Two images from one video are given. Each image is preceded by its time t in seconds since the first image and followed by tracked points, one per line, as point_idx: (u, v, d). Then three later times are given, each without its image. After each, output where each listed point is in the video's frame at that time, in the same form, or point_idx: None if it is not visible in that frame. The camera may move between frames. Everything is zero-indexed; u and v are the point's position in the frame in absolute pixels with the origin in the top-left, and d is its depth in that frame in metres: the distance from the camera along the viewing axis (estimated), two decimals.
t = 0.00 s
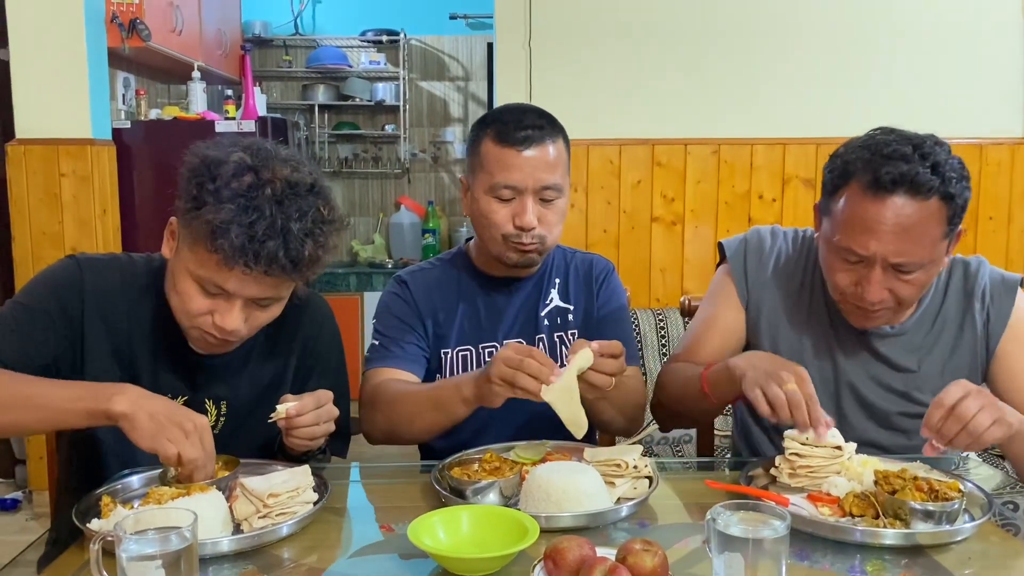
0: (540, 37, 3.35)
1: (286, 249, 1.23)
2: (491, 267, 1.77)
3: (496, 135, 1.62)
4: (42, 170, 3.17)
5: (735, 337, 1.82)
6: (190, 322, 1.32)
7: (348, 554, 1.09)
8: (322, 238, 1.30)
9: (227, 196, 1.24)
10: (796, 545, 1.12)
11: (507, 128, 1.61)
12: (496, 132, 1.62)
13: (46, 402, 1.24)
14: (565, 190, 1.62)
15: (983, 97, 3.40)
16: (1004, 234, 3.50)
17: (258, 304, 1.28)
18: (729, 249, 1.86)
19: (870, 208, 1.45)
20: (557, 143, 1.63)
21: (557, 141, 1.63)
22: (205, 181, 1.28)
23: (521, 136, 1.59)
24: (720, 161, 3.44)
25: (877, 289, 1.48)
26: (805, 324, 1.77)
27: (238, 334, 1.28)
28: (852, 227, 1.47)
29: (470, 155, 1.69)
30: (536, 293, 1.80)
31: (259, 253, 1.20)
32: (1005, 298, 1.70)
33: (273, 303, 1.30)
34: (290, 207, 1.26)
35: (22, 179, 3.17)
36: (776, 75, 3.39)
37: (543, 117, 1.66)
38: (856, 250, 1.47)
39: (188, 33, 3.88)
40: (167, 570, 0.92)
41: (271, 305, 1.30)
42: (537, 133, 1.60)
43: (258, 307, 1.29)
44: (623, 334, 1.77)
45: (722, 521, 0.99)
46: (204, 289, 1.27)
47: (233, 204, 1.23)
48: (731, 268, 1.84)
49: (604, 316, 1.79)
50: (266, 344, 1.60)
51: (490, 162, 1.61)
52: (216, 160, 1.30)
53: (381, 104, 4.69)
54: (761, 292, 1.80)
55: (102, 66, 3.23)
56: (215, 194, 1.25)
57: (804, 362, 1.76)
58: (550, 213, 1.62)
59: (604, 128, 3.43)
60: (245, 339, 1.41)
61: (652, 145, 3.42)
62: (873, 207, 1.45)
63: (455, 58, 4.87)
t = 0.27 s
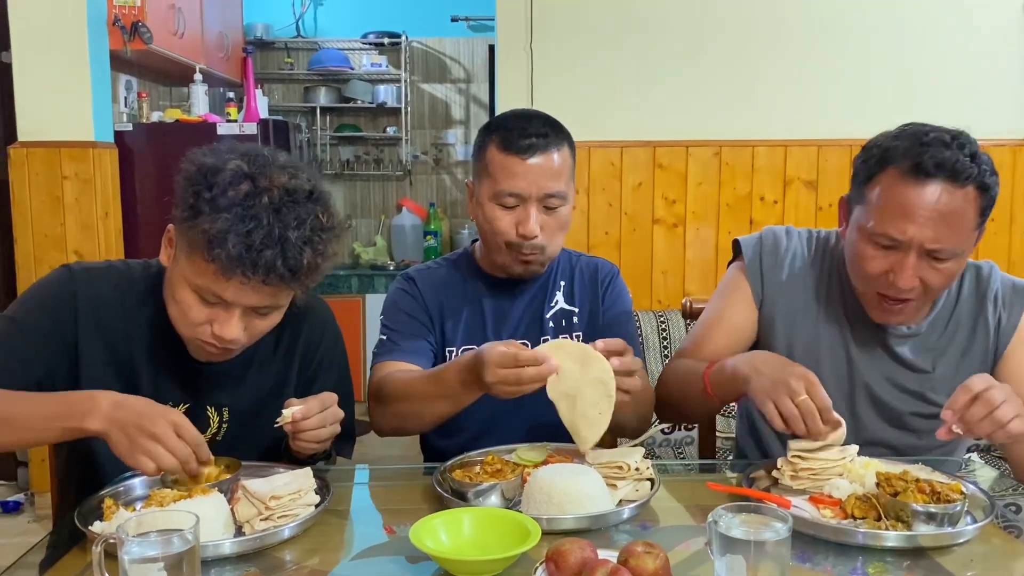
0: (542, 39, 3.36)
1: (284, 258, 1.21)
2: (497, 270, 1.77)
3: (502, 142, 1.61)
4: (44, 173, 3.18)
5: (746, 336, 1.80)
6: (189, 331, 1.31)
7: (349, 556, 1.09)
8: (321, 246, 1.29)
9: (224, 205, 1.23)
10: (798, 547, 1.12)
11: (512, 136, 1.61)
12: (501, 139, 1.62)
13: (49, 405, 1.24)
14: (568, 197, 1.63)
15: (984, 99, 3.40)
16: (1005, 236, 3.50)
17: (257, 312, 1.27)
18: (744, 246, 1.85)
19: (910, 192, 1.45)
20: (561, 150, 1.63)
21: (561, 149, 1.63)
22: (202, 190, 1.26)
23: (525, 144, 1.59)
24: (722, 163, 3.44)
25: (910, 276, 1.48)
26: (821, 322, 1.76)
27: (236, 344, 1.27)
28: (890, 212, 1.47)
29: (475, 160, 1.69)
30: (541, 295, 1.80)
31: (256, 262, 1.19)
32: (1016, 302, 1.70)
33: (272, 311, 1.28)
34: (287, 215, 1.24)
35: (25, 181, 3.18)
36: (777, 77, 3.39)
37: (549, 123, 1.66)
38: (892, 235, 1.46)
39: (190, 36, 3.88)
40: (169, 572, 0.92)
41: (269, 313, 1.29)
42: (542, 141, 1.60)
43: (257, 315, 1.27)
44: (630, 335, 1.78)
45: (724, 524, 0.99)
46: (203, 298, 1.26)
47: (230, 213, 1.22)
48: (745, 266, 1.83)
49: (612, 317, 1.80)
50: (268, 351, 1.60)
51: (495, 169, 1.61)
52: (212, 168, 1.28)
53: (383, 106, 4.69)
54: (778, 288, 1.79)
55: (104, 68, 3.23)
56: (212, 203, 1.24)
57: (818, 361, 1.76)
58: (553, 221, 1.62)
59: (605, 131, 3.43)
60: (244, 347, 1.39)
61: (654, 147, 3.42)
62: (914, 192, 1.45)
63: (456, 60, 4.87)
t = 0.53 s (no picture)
0: (543, 40, 3.36)
1: (273, 274, 1.17)
2: (502, 270, 1.78)
3: (509, 142, 1.61)
4: (46, 175, 3.18)
5: (750, 333, 1.80)
6: (177, 345, 1.27)
7: (350, 558, 1.09)
8: (312, 260, 1.24)
9: (212, 217, 1.17)
10: (799, 548, 1.12)
11: (519, 136, 1.61)
12: (509, 140, 1.62)
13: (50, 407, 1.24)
14: (574, 198, 1.63)
15: (985, 101, 3.40)
16: (1006, 237, 3.50)
17: (246, 328, 1.22)
18: (749, 245, 1.86)
19: (915, 182, 1.46)
20: (568, 151, 1.63)
21: (568, 150, 1.63)
22: (189, 202, 1.20)
23: (533, 144, 1.59)
24: (723, 164, 3.44)
25: (913, 267, 1.48)
26: (826, 319, 1.76)
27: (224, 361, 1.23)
28: (894, 202, 1.47)
29: (482, 161, 1.70)
30: (545, 295, 1.80)
31: (243, 278, 1.14)
32: (1018, 303, 1.71)
33: (262, 326, 1.24)
34: (277, 229, 1.19)
35: (26, 183, 3.18)
36: (778, 79, 3.39)
37: (555, 124, 1.66)
38: (895, 224, 1.47)
39: (191, 38, 3.89)
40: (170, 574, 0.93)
41: (259, 329, 1.25)
42: (549, 142, 1.60)
43: (246, 331, 1.23)
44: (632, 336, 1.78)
45: (724, 525, 0.99)
46: (189, 313, 1.21)
47: (217, 226, 1.16)
48: (750, 265, 1.84)
49: (614, 319, 1.80)
50: (262, 362, 1.57)
51: (502, 168, 1.62)
52: (201, 178, 1.21)
53: (384, 108, 4.69)
54: (784, 287, 1.79)
55: (106, 70, 3.24)
56: (199, 215, 1.18)
57: (822, 359, 1.75)
58: (560, 222, 1.63)
59: (606, 132, 3.43)
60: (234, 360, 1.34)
61: (654, 148, 3.43)
62: (918, 182, 1.45)
63: (457, 62, 4.88)
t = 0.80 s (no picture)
0: (544, 41, 3.36)
1: (280, 266, 1.15)
2: (504, 271, 1.78)
3: (514, 141, 1.62)
4: (47, 177, 3.18)
5: (749, 338, 1.80)
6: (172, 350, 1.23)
7: (352, 559, 1.09)
8: (317, 258, 1.23)
9: (218, 207, 1.16)
10: (800, 549, 1.12)
11: (524, 135, 1.61)
12: (514, 138, 1.62)
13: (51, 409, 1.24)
14: (579, 196, 1.63)
15: (985, 102, 3.40)
16: (1007, 238, 3.49)
17: (248, 329, 1.20)
18: (744, 250, 1.85)
19: (908, 176, 1.46)
20: (573, 150, 1.63)
21: (573, 148, 1.64)
22: (193, 194, 1.19)
23: (538, 142, 1.59)
24: (723, 165, 3.45)
25: (907, 262, 1.47)
26: (824, 320, 1.76)
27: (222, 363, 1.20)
28: (888, 197, 1.48)
29: (487, 161, 1.70)
30: (548, 296, 1.80)
31: (249, 268, 1.12)
32: (1009, 294, 1.70)
33: (264, 330, 1.22)
34: (285, 222, 1.18)
35: (27, 185, 3.19)
36: (778, 80, 3.39)
37: (559, 124, 1.67)
38: (890, 219, 1.47)
39: (192, 40, 3.89)
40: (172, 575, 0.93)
41: (261, 333, 1.22)
42: (554, 141, 1.60)
43: (247, 333, 1.21)
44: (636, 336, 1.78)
45: (725, 525, 0.99)
46: (187, 313, 1.18)
47: (223, 215, 1.15)
48: (746, 269, 1.83)
49: (617, 320, 1.79)
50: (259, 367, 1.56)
51: (507, 167, 1.62)
52: (206, 172, 1.21)
53: (384, 109, 4.70)
54: (781, 288, 1.79)
55: (107, 72, 3.24)
56: (204, 207, 1.17)
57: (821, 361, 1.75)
58: (563, 221, 1.62)
59: (607, 133, 3.44)
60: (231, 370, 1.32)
61: (655, 149, 3.43)
62: (911, 176, 1.46)
63: (458, 63, 4.88)
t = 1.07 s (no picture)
0: (544, 41, 3.36)
1: (281, 288, 1.13)
2: (504, 270, 1.78)
3: (514, 144, 1.62)
4: (48, 177, 3.18)
5: (740, 344, 1.79)
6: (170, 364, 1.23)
7: (352, 560, 1.09)
8: (318, 274, 1.20)
9: (217, 230, 1.11)
10: (800, 549, 1.12)
11: (524, 137, 1.61)
12: (513, 141, 1.62)
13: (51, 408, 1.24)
14: (579, 198, 1.63)
15: (986, 102, 3.39)
16: (1007, 238, 3.49)
17: (248, 345, 1.19)
18: (729, 256, 1.85)
19: (893, 174, 1.46)
20: (573, 152, 1.63)
21: (573, 151, 1.63)
22: (190, 214, 1.14)
23: (538, 145, 1.59)
24: (723, 166, 3.45)
25: (900, 258, 1.47)
26: (812, 322, 1.76)
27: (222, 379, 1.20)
28: (874, 195, 1.48)
29: (487, 164, 1.70)
30: (549, 297, 1.80)
31: (250, 292, 1.10)
32: (998, 292, 1.70)
33: (265, 343, 1.21)
34: (285, 242, 1.14)
35: (28, 186, 3.19)
36: (779, 81, 3.39)
37: (560, 126, 1.67)
38: (878, 217, 1.47)
39: (192, 41, 3.90)
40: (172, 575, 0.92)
41: (261, 346, 1.21)
42: (554, 143, 1.60)
43: (247, 348, 1.19)
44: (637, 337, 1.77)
45: (726, 526, 0.99)
46: (186, 332, 1.17)
47: (222, 241, 1.10)
48: (733, 274, 1.83)
49: (618, 321, 1.79)
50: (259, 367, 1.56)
51: (507, 170, 1.62)
52: (204, 192, 1.15)
53: (385, 110, 4.70)
54: (767, 291, 1.79)
55: (107, 72, 3.24)
56: (202, 230, 1.12)
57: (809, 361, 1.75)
58: (563, 223, 1.62)
59: (607, 134, 3.44)
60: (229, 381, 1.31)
61: (655, 150, 3.43)
62: (895, 174, 1.46)
63: (458, 64, 4.89)
